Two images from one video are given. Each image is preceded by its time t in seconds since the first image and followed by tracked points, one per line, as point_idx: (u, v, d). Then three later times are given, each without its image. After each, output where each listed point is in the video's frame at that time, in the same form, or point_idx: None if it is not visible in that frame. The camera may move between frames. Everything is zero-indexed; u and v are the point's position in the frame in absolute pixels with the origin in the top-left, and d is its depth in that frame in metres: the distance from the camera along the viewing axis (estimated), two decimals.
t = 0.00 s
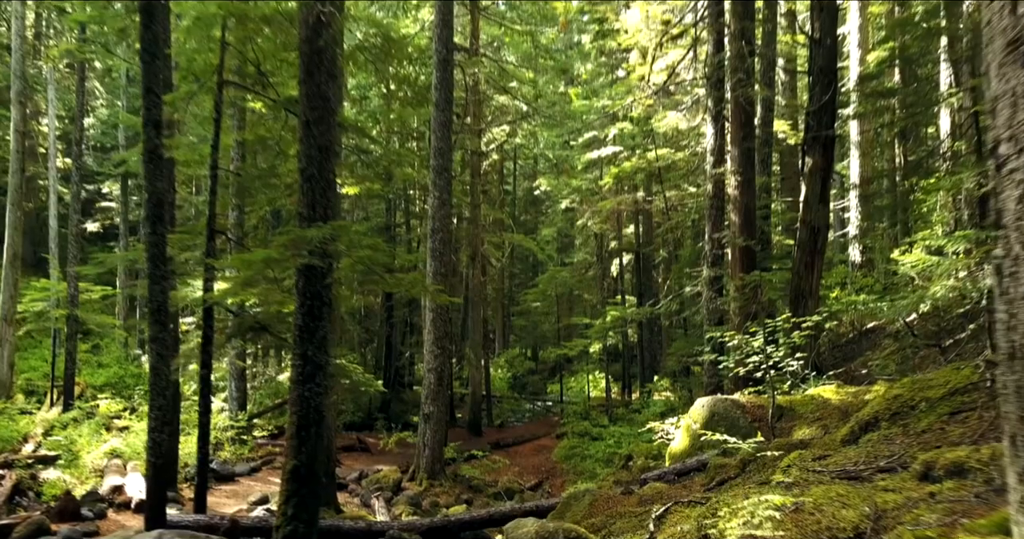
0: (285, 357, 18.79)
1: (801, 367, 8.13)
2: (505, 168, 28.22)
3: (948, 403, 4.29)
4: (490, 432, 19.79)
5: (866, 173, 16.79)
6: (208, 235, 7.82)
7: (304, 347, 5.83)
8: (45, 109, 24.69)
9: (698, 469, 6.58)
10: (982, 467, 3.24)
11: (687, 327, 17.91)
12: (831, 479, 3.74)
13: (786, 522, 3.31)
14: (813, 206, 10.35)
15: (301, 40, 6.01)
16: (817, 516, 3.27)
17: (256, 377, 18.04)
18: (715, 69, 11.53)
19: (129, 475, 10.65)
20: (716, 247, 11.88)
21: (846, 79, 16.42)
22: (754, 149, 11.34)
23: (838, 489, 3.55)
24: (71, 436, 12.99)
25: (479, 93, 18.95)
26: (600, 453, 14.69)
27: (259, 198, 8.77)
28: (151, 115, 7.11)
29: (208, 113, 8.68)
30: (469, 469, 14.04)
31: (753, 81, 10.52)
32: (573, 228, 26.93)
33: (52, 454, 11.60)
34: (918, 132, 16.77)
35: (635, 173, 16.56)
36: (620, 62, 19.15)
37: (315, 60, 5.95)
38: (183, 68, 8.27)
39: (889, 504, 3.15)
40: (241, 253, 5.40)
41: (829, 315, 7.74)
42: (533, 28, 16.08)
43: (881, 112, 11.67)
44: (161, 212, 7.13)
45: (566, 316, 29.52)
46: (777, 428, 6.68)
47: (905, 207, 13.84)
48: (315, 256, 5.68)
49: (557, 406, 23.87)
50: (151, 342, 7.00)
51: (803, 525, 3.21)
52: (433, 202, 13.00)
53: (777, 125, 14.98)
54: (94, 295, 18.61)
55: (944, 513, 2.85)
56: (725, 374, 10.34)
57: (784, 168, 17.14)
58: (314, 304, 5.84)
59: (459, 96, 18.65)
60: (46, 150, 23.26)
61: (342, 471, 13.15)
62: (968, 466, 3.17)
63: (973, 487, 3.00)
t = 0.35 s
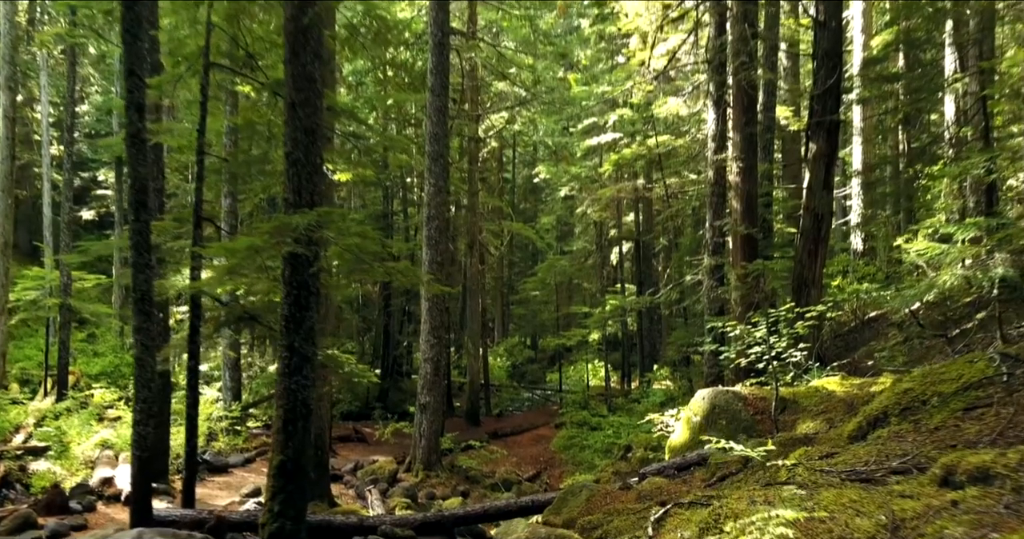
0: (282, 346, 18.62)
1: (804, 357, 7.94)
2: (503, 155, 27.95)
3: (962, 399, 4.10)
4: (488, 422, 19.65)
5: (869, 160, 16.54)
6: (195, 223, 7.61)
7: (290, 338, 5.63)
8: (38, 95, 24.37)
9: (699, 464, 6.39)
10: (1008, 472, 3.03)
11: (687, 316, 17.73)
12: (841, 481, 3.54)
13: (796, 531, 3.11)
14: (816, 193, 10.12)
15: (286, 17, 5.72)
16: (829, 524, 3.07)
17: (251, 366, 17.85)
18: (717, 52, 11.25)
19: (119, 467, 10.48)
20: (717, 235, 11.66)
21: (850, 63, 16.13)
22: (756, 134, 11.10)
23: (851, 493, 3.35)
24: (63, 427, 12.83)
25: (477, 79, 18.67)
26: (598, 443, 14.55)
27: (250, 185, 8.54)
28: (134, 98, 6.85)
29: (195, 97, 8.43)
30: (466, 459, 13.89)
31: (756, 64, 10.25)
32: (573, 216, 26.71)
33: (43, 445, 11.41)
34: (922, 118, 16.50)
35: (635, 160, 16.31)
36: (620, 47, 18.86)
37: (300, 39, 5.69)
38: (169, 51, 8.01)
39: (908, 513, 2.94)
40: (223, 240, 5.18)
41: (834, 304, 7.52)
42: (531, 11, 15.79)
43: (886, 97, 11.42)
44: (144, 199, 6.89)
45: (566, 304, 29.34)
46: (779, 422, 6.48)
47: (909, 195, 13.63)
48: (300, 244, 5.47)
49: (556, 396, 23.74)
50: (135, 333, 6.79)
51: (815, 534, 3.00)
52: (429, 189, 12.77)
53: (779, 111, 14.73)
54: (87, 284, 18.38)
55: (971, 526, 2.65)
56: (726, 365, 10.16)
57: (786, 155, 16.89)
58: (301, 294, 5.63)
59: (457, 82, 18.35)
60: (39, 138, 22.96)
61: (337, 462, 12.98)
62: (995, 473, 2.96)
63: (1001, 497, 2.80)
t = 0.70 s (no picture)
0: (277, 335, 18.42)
1: (807, 348, 7.73)
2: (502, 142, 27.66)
3: (977, 395, 3.89)
4: (486, 411, 19.50)
5: (872, 146, 16.27)
6: (181, 209, 7.36)
7: (275, 330, 5.41)
8: (30, 81, 24.06)
9: (700, 459, 6.18)
10: None
11: (687, 304, 17.52)
12: (855, 485, 3.32)
13: None
14: (820, 179, 9.87)
15: None
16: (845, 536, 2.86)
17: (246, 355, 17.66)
18: (718, 35, 10.96)
19: (109, 459, 10.31)
20: (718, 222, 11.41)
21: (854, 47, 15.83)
22: (758, 119, 10.84)
23: (866, 500, 3.14)
24: (55, 417, 12.65)
25: (474, 64, 18.37)
26: (597, 433, 14.40)
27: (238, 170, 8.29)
28: (114, 80, 6.58)
29: (180, 80, 8.15)
30: (463, 449, 13.72)
31: (759, 46, 9.98)
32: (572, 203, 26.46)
33: (32, 436, 11.23)
34: (926, 103, 16.22)
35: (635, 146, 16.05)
36: (620, 31, 18.55)
37: (284, 16, 5.41)
38: (152, 31, 7.72)
39: (930, 525, 2.73)
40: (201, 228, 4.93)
41: (840, 294, 7.30)
42: None
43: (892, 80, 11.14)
44: (126, 184, 6.63)
45: (565, 292, 29.14)
46: (783, 415, 6.28)
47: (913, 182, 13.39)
48: (284, 231, 5.23)
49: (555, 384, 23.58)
50: (118, 323, 6.56)
51: None
52: (424, 176, 12.51)
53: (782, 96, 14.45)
54: (80, 272, 18.16)
55: None
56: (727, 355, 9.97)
57: (789, 141, 16.62)
58: (286, 284, 5.41)
59: (454, 67, 18.06)
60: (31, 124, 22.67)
61: (332, 453, 12.82)
62: None
63: None
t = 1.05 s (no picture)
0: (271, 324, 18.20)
1: (811, 339, 7.52)
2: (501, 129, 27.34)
3: (996, 393, 3.69)
4: (484, 400, 19.33)
5: (876, 133, 15.99)
6: (165, 196, 7.10)
7: (258, 322, 5.18)
8: (21, 66, 23.68)
9: (700, 455, 5.98)
10: None
11: (687, 293, 17.32)
12: (870, 494, 3.11)
13: None
14: (825, 165, 9.62)
15: None
16: None
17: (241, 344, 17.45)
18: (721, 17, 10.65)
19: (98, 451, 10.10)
20: (720, 210, 11.15)
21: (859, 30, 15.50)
22: (761, 104, 10.56)
23: (884, 511, 2.93)
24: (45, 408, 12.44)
25: (472, 49, 18.04)
26: (595, 423, 14.22)
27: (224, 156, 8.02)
28: (92, 61, 6.27)
29: (164, 62, 7.85)
30: (459, 440, 13.55)
31: (763, 28, 9.68)
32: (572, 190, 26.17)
33: (19, 428, 11.01)
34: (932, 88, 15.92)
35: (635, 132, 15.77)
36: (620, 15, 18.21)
37: None
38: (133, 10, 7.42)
39: None
40: (177, 215, 4.67)
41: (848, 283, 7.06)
42: None
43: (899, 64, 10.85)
44: (106, 170, 6.35)
45: (564, 281, 28.91)
46: (786, 409, 6.08)
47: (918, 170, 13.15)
48: (267, 219, 4.99)
49: (553, 373, 23.41)
50: (98, 314, 6.28)
51: None
52: (419, 162, 12.24)
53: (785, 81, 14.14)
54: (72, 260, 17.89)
55: None
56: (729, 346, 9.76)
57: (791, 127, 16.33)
58: (270, 274, 5.18)
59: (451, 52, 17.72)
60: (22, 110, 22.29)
61: (327, 444, 12.63)
62: None
63: None
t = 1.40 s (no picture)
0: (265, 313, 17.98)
1: (815, 331, 7.31)
2: (500, 115, 27.02)
3: (1018, 393, 3.46)
4: (482, 390, 19.16)
5: (880, 119, 15.71)
6: (148, 182, 6.85)
7: (240, 314, 4.95)
8: (12, 51, 23.30)
9: (701, 451, 5.79)
10: None
11: (687, 282, 17.10)
12: (886, 505, 2.89)
13: None
14: (829, 152, 9.37)
15: None
16: None
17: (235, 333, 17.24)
18: None
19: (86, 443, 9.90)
20: (721, 198, 10.90)
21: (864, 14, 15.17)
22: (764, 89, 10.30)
23: (900, 525, 2.70)
24: (35, 399, 12.25)
25: (469, 33, 17.72)
26: (593, 414, 14.06)
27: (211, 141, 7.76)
28: (70, 42, 5.98)
29: (146, 44, 7.57)
30: (456, 431, 13.38)
31: (766, 11, 9.39)
32: (571, 177, 25.90)
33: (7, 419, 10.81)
34: (938, 73, 15.61)
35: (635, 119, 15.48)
36: None
37: None
38: None
39: None
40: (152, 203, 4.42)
41: (853, 274, 6.86)
42: None
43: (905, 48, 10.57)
44: (85, 155, 6.09)
45: (563, 269, 28.69)
46: (790, 404, 5.88)
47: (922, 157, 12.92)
48: (248, 206, 4.76)
49: (552, 362, 23.25)
50: (78, 305, 6.06)
51: None
52: (414, 149, 11.98)
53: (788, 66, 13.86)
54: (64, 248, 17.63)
55: None
56: (730, 337, 9.55)
57: (794, 113, 16.04)
58: (252, 264, 4.96)
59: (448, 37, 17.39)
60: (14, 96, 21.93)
61: (321, 435, 12.46)
62: None
63: None
